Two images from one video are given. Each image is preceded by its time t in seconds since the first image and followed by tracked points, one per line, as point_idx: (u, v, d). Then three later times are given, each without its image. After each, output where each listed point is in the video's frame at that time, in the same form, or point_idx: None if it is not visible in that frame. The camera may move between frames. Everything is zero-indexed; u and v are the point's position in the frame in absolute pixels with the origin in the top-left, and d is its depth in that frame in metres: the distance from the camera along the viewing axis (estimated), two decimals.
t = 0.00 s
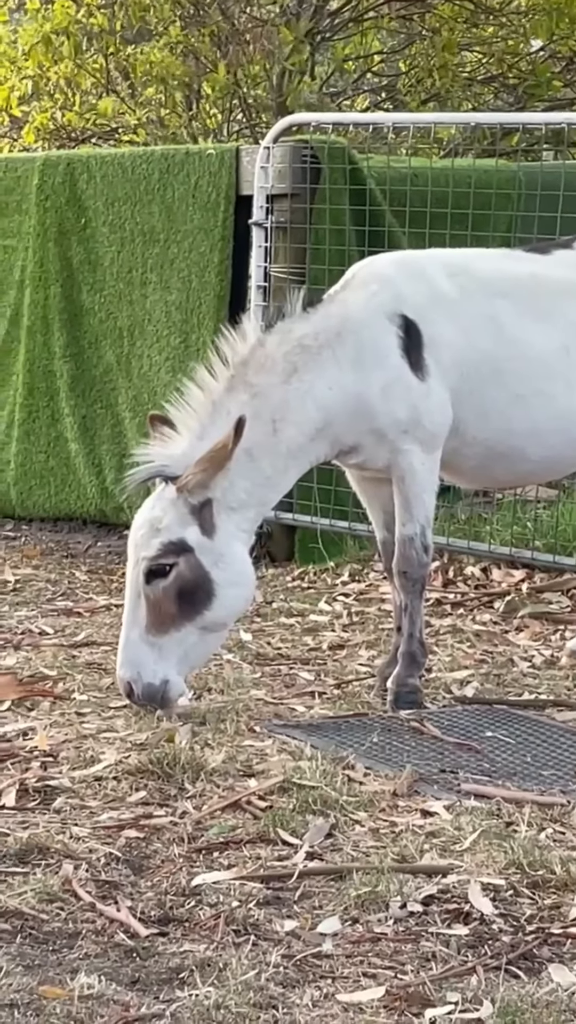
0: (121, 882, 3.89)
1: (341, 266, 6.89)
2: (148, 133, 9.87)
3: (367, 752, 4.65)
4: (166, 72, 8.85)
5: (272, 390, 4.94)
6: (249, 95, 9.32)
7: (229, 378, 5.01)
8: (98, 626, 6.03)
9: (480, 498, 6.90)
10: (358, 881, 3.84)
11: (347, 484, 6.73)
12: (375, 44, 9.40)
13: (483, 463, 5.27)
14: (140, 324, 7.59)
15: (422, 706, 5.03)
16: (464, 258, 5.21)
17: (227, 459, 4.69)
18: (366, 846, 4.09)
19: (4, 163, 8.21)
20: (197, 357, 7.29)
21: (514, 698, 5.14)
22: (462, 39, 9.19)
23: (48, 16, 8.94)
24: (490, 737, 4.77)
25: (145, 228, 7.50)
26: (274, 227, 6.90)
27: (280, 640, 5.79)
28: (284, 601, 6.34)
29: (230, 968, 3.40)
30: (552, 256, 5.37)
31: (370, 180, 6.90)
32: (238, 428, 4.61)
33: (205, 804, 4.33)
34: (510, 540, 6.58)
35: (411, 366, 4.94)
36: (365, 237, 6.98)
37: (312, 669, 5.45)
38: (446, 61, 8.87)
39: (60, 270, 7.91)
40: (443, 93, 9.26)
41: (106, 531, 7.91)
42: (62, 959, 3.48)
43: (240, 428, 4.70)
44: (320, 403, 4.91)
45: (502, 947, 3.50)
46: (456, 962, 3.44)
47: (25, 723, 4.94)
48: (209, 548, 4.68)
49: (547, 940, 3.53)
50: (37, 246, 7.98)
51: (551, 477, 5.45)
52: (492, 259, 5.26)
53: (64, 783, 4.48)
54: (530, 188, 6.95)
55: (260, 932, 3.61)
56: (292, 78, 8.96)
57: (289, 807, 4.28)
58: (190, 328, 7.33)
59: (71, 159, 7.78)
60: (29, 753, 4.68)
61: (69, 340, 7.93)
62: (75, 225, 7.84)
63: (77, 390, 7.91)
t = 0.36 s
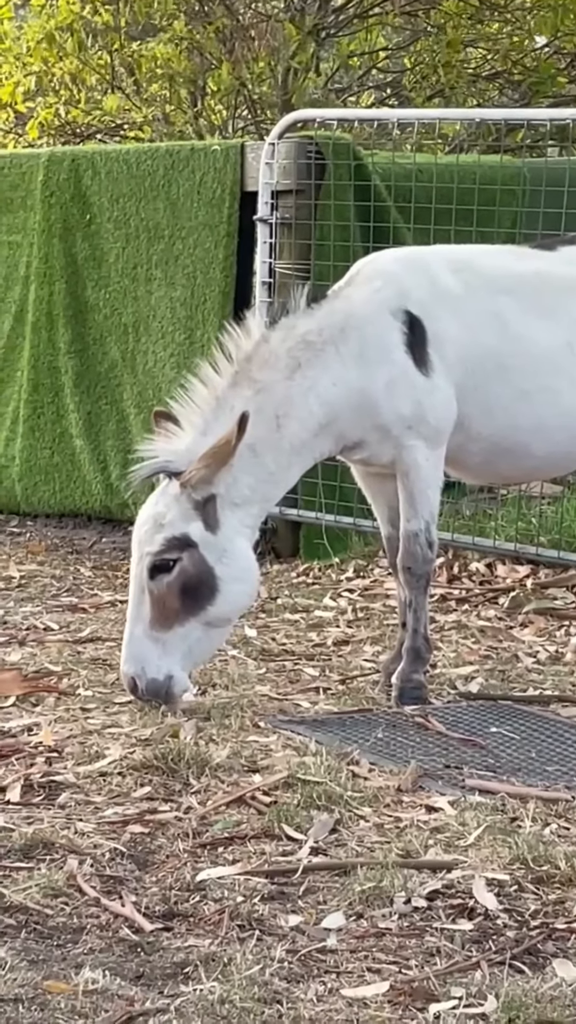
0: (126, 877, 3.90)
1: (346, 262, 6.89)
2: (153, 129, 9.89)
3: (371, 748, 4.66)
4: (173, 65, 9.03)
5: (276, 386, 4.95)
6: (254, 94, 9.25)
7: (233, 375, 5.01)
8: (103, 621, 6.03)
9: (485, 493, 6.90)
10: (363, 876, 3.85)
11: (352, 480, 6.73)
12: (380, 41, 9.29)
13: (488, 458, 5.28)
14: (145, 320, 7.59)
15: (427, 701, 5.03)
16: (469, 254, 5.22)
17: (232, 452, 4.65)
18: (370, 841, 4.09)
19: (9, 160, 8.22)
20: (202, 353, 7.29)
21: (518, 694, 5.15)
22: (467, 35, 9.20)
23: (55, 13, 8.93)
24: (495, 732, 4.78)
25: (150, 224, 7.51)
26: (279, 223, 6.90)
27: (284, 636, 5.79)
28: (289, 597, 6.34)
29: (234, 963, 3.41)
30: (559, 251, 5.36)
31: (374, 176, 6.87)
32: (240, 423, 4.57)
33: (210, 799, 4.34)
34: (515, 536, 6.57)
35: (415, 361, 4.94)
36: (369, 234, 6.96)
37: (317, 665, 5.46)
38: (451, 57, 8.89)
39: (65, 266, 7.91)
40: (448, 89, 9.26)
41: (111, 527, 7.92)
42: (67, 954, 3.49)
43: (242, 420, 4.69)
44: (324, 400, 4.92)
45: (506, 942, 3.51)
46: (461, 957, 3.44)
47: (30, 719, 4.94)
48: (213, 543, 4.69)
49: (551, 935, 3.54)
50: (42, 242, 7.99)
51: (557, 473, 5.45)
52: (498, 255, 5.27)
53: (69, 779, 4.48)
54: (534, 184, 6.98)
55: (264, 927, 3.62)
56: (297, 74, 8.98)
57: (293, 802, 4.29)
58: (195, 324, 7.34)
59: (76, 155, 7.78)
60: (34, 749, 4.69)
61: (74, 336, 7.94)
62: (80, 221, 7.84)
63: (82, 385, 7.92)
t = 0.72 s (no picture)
0: (129, 874, 3.90)
1: (349, 259, 6.90)
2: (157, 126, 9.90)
3: (375, 745, 4.65)
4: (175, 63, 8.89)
5: (278, 384, 4.95)
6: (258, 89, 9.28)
7: (235, 371, 5.00)
8: (107, 619, 6.03)
9: (488, 490, 6.90)
10: (366, 873, 3.85)
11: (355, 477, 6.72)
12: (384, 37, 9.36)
13: (491, 455, 5.28)
14: (149, 318, 7.59)
15: (431, 698, 5.04)
16: (471, 251, 5.22)
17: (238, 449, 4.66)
18: (374, 838, 4.09)
19: (13, 157, 8.22)
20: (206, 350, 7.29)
21: (522, 692, 5.14)
22: (471, 33, 9.22)
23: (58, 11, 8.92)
24: (498, 730, 4.77)
25: (153, 222, 7.51)
26: (283, 220, 6.91)
27: (288, 633, 5.79)
28: (292, 594, 6.34)
29: (238, 960, 3.41)
30: (562, 249, 5.36)
31: (378, 174, 6.87)
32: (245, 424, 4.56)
33: (213, 797, 4.34)
34: (518, 534, 6.56)
35: (417, 359, 4.95)
36: (374, 231, 6.93)
37: (320, 662, 5.46)
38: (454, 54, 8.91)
39: (69, 263, 7.91)
40: (452, 86, 9.26)
41: (114, 525, 7.91)
42: (70, 951, 3.50)
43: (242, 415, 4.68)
44: (325, 398, 4.92)
45: (509, 939, 3.51)
46: (464, 954, 3.44)
47: (33, 716, 4.94)
48: (214, 540, 4.69)
49: (555, 933, 3.54)
50: (45, 240, 7.99)
51: (561, 470, 5.45)
52: (501, 252, 5.26)
53: (72, 776, 4.48)
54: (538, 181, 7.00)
55: (268, 924, 3.62)
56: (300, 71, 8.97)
57: (297, 800, 4.29)
58: (199, 321, 7.34)
59: (79, 153, 7.78)
60: (37, 746, 4.69)
61: (78, 334, 7.94)
62: (83, 219, 7.84)
63: (86, 383, 7.92)
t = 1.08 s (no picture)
0: (134, 871, 3.90)
1: (355, 257, 6.90)
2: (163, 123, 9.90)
3: (380, 742, 4.65)
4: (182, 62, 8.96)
5: (282, 380, 4.95)
6: (263, 88, 9.19)
7: (238, 368, 5.02)
8: (112, 616, 6.03)
9: (493, 487, 6.91)
10: (371, 870, 3.85)
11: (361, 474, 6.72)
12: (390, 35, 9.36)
13: (497, 453, 5.28)
14: (154, 315, 7.59)
15: (436, 695, 5.04)
16: (477, 248, 5.21)
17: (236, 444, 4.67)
18: (379, 835, 4.10)
19: (18, 154, 8.21)
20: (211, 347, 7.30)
21: (527, 689, 5.14)
22: (477, 30, 9.22)
23: (63, 7, 8.91)
24: (504, 727, 4.77)
25: (158, 219, 7.51)
26: (288, 218, 6.88)
27: (293, 630, 5.79)
28: (298, 591, 6.34)
29: (243, 958, 3.41)
30: (569, 246, 5.36)
31: (384, 171, 6.88)
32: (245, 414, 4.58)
33: (218, 793, 4.34)
34: (524, 531, 6.55)
35: (422, 356, 4.94)
36: (379, 228, 6.98)
37: (326, 659, 5.46)
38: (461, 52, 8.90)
39: (74, 260, 7.91)
40: (458, 84, 9.26)
41: (120, 522, 7.92)
42: (75, 948, 3.50)
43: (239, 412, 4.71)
44: (329, 394, 4.92)
45: (515, 937, 3.51)
46: (469, 951, 3.44)
47: (39, 713, 4.94)
48: (215, 534, 4.70)
49: (560, 930, 3.54)
50: (51, 236, 7.99)
51: (567, 468, 5.45)
52: (507, 249, 5.26)
53: (78, 773, 4.48)
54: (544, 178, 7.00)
55: (273, 921, 3.62)
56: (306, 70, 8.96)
57: (302, 797, 4.29)
58: (204, 318, 7.34)
59: (85, 150, 7.79)
60: (43, 743, 4.69)
61: (83, 330, 7.94)
62: (88, 216, 7.85)
63: (91, 380, 7.92)
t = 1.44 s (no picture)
0: (141, 868, 3.91)
1: (362, 254, 6.89)
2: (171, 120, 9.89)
3: (387, 739, 4.66)
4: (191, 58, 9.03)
5: (281, 377, 4.96)
6: (272, 85, 9.27)
7: (240, 365, 5.04)
8: (119, 613, 6.03)
9: (500, 485, 6.92)
10: (378, 867, 3.85)
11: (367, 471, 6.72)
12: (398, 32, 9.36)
13: (504, 449, 5.28)
14: (161, 311, 7.59)
15: (443, 693, 5.04)
16: (485, 245, 5.20)
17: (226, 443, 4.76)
18: (386, 832, 4.10)
19: (27, 151, 8.25)
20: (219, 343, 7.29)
21: (534, 686, 5.14)
22: (485, 27, 9.22)
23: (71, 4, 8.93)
24: (511, 725, 4.77)
25: (166, 215, 7.51)
26: (296, 214, 6.91)
27: (300, 627, 5.80)
28: (305, 588, 6.34)
29: (250, 955, 3.41)
30: None
31: (392, 168, 6.86)
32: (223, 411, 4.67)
33: (225, 791, 4.34)
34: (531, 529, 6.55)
35: (427, 352, 4.94)
36: (386, 227, 6.93)
37: (332, 656, 5.46)
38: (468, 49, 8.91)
39: (82, 257, 7.92)
40: (465, 81, 9.26)
41: (126, 519, 7.92)
42: (82, 945, 3.50)
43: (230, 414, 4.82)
44: (333, 391, 4.93)
45: (522, 934, 3.51)
46: (476, 948, 3.45)
47: (46, 709, 4.95)
48: (214, 528, 4.71)
49: (567, 927, 3.54)
50: (58, 233, 8.00)
51: None
52: (516, 247, 5.25)
53: (85, 769, 4.49)
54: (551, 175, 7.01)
55: (280, 918, 3.62)
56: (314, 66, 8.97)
57: (309, 794, 4.29)
58: (211, 315, 7.34)
59: (93, 147, 7.80)
60: (49, 739, 4.69)
61: (91, 327, 7.95)
62: (96, 212, 7.86)
63: (99, 376, 7.93)
